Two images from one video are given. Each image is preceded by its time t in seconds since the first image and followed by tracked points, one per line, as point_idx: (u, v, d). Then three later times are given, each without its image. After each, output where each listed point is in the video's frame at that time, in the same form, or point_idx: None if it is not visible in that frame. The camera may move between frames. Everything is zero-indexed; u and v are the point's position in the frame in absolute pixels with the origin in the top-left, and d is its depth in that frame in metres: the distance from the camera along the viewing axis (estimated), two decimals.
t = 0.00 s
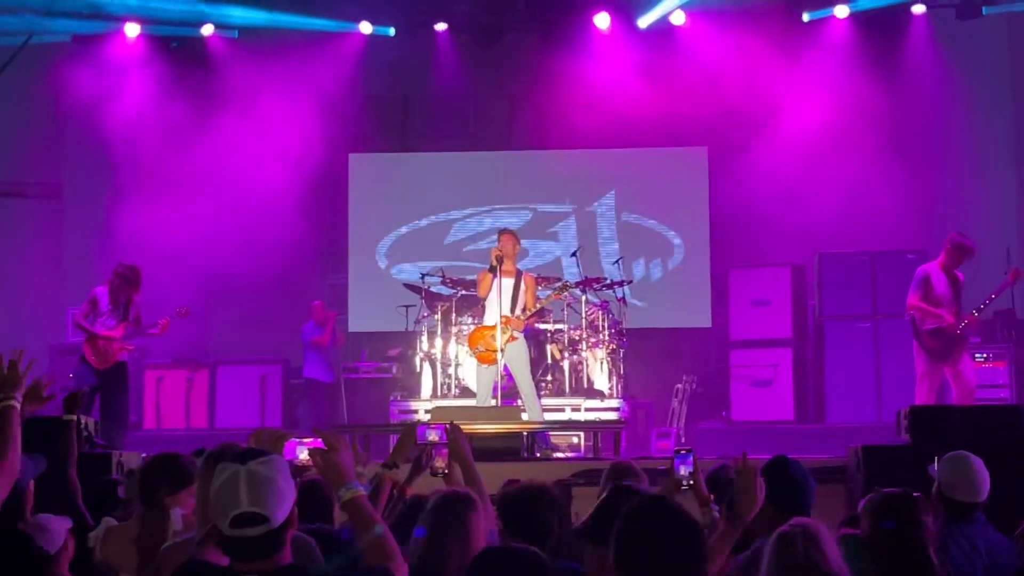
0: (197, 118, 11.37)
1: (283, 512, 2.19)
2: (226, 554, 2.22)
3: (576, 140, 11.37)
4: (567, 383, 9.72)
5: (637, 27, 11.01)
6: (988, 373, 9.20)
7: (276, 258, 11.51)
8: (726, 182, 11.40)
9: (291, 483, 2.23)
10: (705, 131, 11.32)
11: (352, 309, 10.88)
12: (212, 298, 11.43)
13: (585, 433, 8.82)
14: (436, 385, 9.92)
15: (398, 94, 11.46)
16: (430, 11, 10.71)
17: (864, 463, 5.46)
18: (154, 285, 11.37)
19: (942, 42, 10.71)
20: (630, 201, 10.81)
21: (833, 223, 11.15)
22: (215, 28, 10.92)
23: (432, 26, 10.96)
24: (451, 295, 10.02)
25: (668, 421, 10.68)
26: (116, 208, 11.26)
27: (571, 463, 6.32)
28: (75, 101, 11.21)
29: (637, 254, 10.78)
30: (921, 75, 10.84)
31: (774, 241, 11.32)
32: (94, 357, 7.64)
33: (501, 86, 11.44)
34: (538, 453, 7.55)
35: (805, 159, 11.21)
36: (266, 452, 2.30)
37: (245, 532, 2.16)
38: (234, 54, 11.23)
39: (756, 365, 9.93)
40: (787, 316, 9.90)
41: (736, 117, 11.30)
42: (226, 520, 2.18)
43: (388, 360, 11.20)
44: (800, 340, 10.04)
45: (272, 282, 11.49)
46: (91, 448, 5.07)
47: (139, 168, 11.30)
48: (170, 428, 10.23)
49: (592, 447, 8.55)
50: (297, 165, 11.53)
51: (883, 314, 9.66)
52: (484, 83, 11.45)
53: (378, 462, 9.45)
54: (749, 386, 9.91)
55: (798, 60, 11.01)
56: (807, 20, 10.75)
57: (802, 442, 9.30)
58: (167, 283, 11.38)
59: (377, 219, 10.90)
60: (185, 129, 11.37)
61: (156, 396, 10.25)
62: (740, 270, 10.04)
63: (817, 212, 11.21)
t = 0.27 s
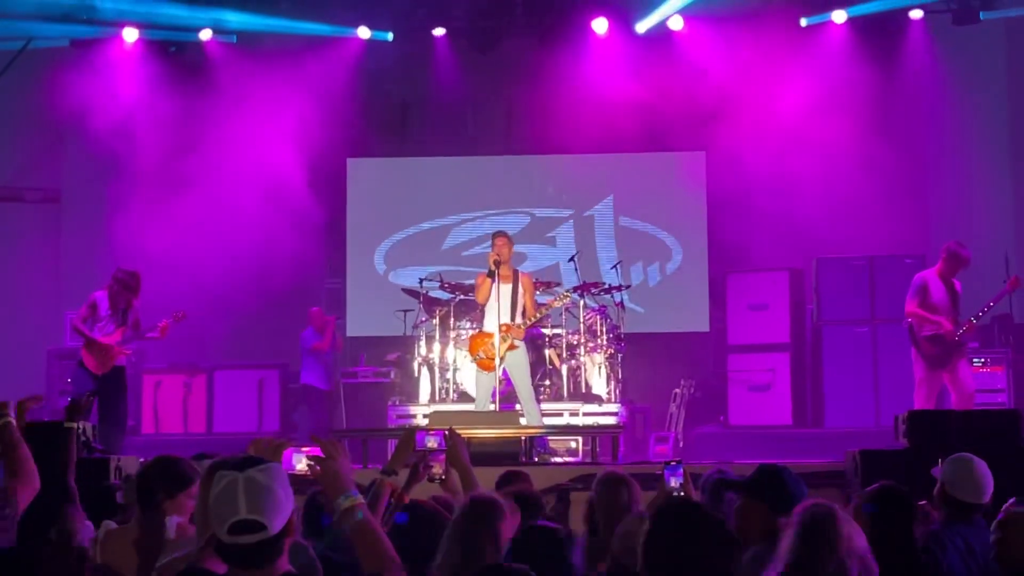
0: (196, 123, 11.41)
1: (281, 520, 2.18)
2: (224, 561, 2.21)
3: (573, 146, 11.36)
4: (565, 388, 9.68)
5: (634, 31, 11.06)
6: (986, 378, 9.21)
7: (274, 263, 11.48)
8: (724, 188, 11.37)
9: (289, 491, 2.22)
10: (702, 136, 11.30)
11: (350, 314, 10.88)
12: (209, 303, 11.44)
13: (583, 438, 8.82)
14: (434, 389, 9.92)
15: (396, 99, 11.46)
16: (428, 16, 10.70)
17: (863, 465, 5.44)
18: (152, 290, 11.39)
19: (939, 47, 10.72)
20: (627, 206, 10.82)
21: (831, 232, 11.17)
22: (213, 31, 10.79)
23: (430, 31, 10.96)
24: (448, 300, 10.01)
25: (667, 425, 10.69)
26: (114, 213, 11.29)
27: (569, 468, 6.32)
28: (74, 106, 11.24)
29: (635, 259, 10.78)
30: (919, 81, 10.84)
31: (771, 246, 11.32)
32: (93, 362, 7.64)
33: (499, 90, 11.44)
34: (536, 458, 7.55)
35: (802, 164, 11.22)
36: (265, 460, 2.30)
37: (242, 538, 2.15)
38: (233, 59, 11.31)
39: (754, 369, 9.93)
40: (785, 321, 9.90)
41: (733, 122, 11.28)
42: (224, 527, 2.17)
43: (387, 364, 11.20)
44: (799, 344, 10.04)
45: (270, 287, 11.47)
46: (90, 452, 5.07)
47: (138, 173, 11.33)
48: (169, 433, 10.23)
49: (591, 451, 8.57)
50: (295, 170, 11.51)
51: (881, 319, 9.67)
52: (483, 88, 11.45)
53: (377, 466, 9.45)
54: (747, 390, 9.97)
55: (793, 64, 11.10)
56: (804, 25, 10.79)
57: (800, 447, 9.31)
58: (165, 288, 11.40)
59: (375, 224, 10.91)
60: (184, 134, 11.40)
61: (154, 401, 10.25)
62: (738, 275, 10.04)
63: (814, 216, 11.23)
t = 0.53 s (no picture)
0: (193, 126, 11.39)
1: (276, 522, 2.18)
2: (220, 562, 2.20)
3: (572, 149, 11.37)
4: (563, 392, 9.74)
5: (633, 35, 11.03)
6: (983, 382, 9.21)
7: (273, 266, 11.51)
8: (723, 190, 11.40)
9: (284, 492, 2.21)
10: (702, 139, 11.31)
11: (347, 318, 10.88)
12: (207, 307, 11.45)
13: (580, 442, 8.83)
14: (432, 394, 9.93)
15: (394, 103, 11.46)
16: (425, 20, 10.71)
17: (860, 471, 5.44)
18: (151, 294, 11.40)
19: (937, 51, 10.72)
20: (625, 209, 10.81)
21: (829, 236, 11.18)
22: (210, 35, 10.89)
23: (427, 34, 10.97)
24: (446, 303, 9.98)
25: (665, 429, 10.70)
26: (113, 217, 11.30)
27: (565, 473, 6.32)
28: (71, 111, 11.23)
29: (633, 263, 10.80)
30: (916, 85, 10.85)
31: (770, 249, 11.33)
32: (91, 366, 7.64)
33: (497, 94, 11.43)
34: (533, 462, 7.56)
35: (800, 167, 11.23)
36: (260, 461, 2.29)
37: (239, 541, 2.15)
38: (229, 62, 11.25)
39: (751, 373, 9.94)
40: (782, 325, 9.91)
41: (731, 126, 11.29)
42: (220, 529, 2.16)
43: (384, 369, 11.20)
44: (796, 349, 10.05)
45: (268, 291, 11.50)
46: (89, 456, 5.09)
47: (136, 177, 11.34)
48: (166, 437, 10.24)
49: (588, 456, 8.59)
50: (292, 173, 11.49)
51: (877, 324, 9.67)
52: (481, 92, 11.45)
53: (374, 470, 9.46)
54: (744, 395, 9.97)
55: (791, 68, 11.07)
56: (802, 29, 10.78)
57: (796, 451, 9.32)
58: (164, 292, 11.40)
59: (372, 228, 10.91)
60: (182, 138, 11.39)
61: (151, 405, 10.26)
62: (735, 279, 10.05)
63: (813, 219, 11.24)
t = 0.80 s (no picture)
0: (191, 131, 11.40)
1: (267, 528, 2.06)
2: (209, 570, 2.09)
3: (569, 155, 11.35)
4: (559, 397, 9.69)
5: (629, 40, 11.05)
6: (979, 387, 9.21)
7: (269, 271, 11.51)
8: (720, 196, 11.38)
9: (275, 495, 2.09)
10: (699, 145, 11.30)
11: (343, 322, 10.87)
12: (204, 311, 11.45)
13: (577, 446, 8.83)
14: (428, 397, 9.88)
15: (390, 107, 11.46)
16: (422, 25, 10.77)
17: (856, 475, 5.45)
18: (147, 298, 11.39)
19: (933, 56, 10.74)
20: (623, 213, 10.82)
21: (829, 240, 11.18)
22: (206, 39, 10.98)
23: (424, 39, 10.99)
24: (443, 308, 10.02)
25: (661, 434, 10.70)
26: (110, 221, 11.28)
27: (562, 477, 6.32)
28: (67, 116, 11.18)
29: (630, 267, 10.79)
30: (913, 90, 10.87)
31: (768, 255, 11.31)
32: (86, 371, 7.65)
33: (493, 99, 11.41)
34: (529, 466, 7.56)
35: (797, 172, 11.23)
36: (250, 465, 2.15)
37: (229, 549, 2.03)
38: (226, 67, 11.30)
39: (747, 378, 9.93)
40: (778, 330, 9.91)
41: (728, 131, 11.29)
42: (209, 536, 2.05)
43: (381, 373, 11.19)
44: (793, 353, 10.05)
45: (264, 295, 11.50)
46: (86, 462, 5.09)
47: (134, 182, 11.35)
48: (162, 440, 10.24)
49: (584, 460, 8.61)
50: (289, 177, 11.48)
51: (873, 328, 9.68)
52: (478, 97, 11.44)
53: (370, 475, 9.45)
54: (740, 400, 9.95)
55: (788, 72, 11.09)
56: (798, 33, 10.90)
57: (792, 456, 9.31)
58: (161, 296, 11.40)
59: (369, 232, 10.91)
60: (179, 143, 11.42)
61: (148, 409, 10.26)
62: (731, 283, 10.06)
63: (811, 224, 11.23)
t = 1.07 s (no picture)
0: (189, 134, 11.39)
1: (262, 533, 2.05)
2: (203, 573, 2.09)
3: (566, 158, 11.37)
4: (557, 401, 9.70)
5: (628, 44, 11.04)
6: (977, 391, 9.22)
7: (268, 274, 11.52)
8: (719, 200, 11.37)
9: (270, 501, 2.08)
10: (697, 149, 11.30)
11: (341, 326, 10.88)
12: (202, 314, 11.45)
13: (575, 450, 8.83)
14: (426, 402, 9.86)
15: (388, 111, 11.46)
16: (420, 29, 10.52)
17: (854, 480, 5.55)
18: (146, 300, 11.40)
19: (931, 60, 10.75)
20: (620, 217, 10.82)
21: (827, 243, 11.20)
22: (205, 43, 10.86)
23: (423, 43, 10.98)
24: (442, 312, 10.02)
25: (659, 438, 10.70)
26: (108, 224, 11.29)
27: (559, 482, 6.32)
28: (66, 118, 11.23)
29: (627, 271, 10.78)
30: (910, 93, 10.87)
31: (766, 258, 11.31)
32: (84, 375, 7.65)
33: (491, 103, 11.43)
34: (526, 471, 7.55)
35: (795, 176, 11.23)
36: (247, 470, 2.14)
37: (223, 555, 2.02)
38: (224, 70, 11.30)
39: (745, 382, 9.93)
40: (776, 334, 9.92)
41: (727, 135, 11.30)
42: (205, 541, 2.04)
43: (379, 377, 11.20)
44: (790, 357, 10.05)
45: (263, 298, 11.50)
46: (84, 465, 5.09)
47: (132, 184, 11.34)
48: (160, 445, 10.24)
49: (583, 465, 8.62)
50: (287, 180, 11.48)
51: (871, 332, 9.69)
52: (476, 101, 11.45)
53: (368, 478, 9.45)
54: (739, 404, 9.94)
55: (786, 76, 11.10)
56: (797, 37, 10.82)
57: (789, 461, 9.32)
58: (159, 298, 11.40)
59: (367, 236, 10.92)
60: (178, 146, 11.40)
61: (145, 413, 10.26)
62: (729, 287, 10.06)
63: (809, 227, 11.25)
